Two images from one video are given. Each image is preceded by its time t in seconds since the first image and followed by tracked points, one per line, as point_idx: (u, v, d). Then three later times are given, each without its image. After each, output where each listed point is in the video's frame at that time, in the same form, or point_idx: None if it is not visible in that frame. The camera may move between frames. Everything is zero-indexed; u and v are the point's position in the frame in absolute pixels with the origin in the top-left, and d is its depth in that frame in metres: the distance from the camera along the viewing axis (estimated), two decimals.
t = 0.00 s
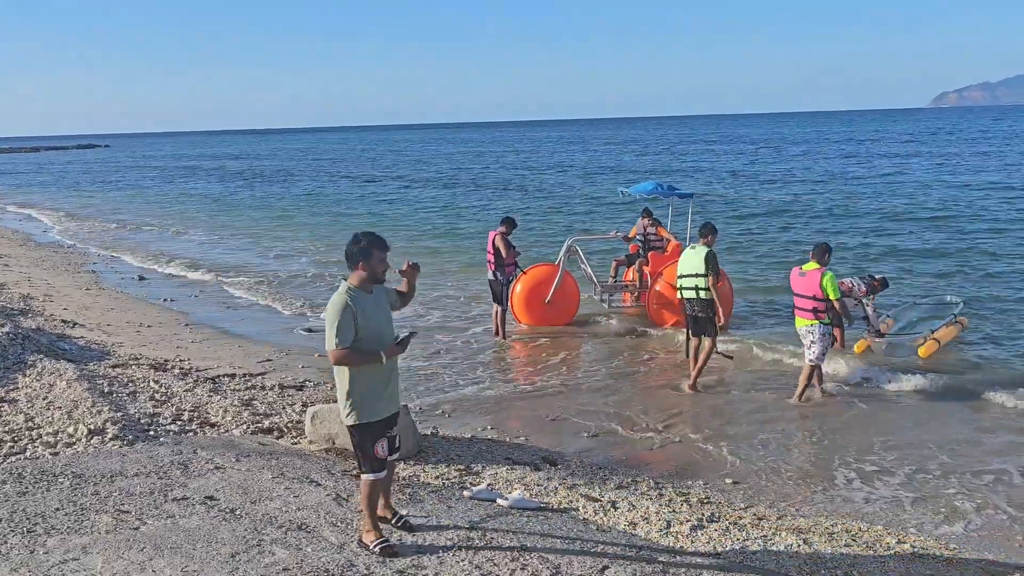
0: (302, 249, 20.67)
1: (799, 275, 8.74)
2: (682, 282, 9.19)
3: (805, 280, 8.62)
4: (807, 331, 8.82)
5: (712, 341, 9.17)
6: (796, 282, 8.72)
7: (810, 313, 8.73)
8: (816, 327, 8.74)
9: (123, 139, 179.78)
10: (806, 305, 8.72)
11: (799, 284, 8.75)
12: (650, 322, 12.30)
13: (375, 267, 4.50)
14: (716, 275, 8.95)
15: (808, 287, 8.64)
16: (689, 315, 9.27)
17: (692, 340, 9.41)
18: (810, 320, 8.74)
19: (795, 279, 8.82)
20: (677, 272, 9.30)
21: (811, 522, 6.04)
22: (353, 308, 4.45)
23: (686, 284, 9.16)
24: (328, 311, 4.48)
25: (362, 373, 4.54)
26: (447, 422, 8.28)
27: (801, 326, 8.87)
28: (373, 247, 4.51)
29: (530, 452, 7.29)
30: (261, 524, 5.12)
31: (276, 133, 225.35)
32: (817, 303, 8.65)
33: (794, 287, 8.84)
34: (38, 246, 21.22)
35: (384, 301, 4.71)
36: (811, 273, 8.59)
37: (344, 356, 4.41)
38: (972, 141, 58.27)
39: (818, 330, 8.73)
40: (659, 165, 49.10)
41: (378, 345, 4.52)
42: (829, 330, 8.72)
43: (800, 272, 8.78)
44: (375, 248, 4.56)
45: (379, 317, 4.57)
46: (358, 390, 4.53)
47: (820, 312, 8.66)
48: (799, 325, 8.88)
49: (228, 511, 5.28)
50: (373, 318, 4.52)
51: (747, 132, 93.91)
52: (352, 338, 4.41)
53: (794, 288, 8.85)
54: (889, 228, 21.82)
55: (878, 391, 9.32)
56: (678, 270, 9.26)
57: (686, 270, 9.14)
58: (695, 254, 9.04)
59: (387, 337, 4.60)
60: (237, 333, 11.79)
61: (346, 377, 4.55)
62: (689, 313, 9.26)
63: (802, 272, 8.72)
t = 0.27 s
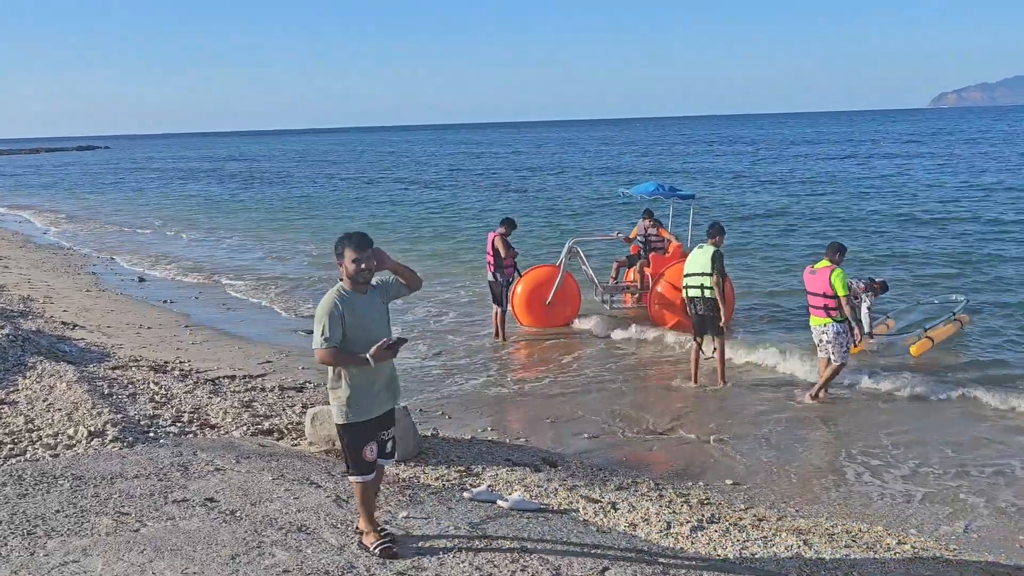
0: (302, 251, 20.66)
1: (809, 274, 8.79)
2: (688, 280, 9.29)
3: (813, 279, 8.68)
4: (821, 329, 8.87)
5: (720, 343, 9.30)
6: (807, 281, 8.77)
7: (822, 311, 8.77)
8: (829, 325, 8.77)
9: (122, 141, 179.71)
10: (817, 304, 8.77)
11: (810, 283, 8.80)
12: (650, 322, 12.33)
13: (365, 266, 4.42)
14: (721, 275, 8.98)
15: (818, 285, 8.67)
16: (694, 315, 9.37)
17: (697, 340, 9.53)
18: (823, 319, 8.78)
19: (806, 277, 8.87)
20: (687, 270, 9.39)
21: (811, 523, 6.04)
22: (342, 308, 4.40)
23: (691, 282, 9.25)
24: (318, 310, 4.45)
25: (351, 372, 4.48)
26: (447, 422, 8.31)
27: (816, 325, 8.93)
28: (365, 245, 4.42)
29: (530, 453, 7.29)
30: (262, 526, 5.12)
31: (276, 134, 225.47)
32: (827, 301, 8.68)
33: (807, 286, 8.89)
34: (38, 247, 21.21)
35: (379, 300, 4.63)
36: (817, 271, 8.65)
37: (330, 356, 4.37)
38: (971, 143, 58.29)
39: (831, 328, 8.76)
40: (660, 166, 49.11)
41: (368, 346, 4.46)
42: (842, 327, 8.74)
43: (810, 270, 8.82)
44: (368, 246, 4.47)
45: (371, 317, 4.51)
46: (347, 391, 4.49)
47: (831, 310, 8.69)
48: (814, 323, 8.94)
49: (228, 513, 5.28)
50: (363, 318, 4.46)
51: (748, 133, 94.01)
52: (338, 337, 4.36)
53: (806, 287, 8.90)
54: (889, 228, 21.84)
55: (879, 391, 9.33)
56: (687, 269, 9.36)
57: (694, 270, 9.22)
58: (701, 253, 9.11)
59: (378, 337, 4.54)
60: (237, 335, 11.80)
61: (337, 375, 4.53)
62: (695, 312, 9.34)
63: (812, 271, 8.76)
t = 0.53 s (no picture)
0: (310, 252, 20.70)
1: (834, 271, 8.85)
2: (710, 282, 9.31)
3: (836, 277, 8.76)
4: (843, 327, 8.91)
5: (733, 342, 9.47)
6: (832, 278, 8.84)
7: (845, 309, 8.81)
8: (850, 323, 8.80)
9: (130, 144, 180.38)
10: (840, 301, 8.81)
11: (835, 281, 8.86)
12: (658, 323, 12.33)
13: (362, 270, 4.38)
14: (743, 279, 9.03)
15: (842, 283, 8.73)
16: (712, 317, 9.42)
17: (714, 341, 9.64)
18: (845, 316, 8.83)
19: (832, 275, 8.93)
20: (707, 271, 9.42)
21: (820, 523, 6.02)
22: (334, 307, 4.42)
23: (713, 284, 9.29)
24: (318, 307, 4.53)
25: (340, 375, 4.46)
26: (454, 423, 8.31)
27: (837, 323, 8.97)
28: (364, 248, 4.39)
29: (538, 454, 7.29)
30: (270, 527, 5.12)
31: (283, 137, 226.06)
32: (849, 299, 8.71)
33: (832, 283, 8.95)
34: (47, 250, 21.29)
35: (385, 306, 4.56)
36: (841, 269, 8.72)
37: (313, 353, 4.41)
38: (980, 142, 58.03)
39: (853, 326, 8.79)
40: (666, 167, 49.05)
41: (354, 350, 4.41)
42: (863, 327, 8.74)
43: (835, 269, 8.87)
44: (370, 250, 4.43)
45: (365, 322, 4.46)
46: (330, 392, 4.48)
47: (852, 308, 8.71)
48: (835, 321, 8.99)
49: (236, 515, 5.29)
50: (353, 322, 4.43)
51: (755, 133, 93.84)
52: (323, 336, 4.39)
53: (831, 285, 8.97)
54: (898, 228, 21.76)
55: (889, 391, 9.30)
56: (707, 269, 9.39)
57: (716, 271, 9.26)
58: (724, 256, 9.14)
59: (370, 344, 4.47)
60: (245, 336, 11.83)
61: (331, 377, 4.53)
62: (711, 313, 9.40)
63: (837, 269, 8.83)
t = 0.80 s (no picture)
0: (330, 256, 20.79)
1: (878, 275, 8.76)
2: (742, 283, 9.30)
3: (877, 279, 8.72)
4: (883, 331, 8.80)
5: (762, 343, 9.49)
6: (875, 281, 8.75)
7: (886, 312, 8.71)
8: (891, 327, 8.69)
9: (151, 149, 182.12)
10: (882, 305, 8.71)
11: (877, 285, 8.77)
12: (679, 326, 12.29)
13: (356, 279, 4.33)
14: (775, 283, 9.03)
15: (886, 287, 8.63)
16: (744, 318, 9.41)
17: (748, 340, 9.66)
18: (886, 320, 8.73)
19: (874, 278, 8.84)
20: (739, 272, 9.42)
21: (843, 527, 5.96)
22: (337, 315, 4.44)
23: (744, 285, 9.28)
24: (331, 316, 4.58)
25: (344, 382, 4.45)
26: (474, 426, 8.32)
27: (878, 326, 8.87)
28: (360, 257, 4.33)
29: (558, 457, 7.27)
30: (292, 530, 5.14)
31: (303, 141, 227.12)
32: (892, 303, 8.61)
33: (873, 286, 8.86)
34: (72, 254, 21.54)
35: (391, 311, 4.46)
36: (884, 272, 8.65)
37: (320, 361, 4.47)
38: (1004, 142, 57.38)
39: (893, 330, 8.69)
40: (686, 169, 48.83)
41: (352, 358, 4.38)
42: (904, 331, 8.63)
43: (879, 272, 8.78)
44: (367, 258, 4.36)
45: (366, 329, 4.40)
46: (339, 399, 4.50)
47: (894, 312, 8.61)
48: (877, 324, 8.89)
49: (258, 517, 5.31)
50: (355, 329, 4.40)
51: (775, 134, 93.24)
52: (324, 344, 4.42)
53: (873, 288, 8.87)
54: (921, 229, 21.55)
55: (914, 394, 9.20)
56: (739, 270, 9.38)
57: (748, 272, 9.25)
58: (758, 257, 9.13)
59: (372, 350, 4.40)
60: (266, 339, 11.90)
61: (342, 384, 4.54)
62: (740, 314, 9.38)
63: (881, 272, 8.73)
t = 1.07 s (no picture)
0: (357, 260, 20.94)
1: (920, 277, 8.67)
2: (774, 286, 9.28)
3: (921, 282, 8.61)
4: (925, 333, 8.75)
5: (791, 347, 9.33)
6: (918, 284, 8.66)
7: (929, 316, 8.65)
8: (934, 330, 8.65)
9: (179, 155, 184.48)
10: (925, 308, 8.65)
11: (920, 287, 8.68)
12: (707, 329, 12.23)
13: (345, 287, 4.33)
14: (806, 287, 8.96)
15: (930, 290, 8.56)
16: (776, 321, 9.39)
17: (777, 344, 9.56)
18: (928, 323, 8.67)
19: (915, 279, 8.76)
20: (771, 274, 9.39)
21: (874, 533, 5.90)
22: (335, 323, 4.47)
23: (776, 289, 9.25)
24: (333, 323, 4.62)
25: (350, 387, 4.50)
26: (502, 430, 8.33)
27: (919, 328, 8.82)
28: (347, 264, 4.31)
29: (586, 461, 7.27)
30: (322, 532, 5.19)
31: (328, 147, 228.87)
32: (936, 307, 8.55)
33: (914, 288, 8.78)
34: (105, 259, 21.87)
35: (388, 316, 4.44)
36: (927, 275, 8.55)
37: (324, 369, 4.55)
38: None
39: (936, 333, 8.64)
40: (712, 172, 48.54)
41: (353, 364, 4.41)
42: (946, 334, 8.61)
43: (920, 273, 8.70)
44: (355, 265, 4.33)
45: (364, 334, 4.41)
46: (349, 405, 4.55)
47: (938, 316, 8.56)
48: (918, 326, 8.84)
49: (289, 519, 5.37)
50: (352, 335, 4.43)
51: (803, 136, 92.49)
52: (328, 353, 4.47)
53: (914, 290, 8.79)
54: (953, 232, 21.26)
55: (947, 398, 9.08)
56: (771, 273, 9.35)
57: (779, 276, 9.21)
58: (789, 261, 9.07)
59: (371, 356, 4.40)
60: (296, 343, 12.00)
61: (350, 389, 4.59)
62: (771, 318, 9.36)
63: (923, 274, 8.64)
